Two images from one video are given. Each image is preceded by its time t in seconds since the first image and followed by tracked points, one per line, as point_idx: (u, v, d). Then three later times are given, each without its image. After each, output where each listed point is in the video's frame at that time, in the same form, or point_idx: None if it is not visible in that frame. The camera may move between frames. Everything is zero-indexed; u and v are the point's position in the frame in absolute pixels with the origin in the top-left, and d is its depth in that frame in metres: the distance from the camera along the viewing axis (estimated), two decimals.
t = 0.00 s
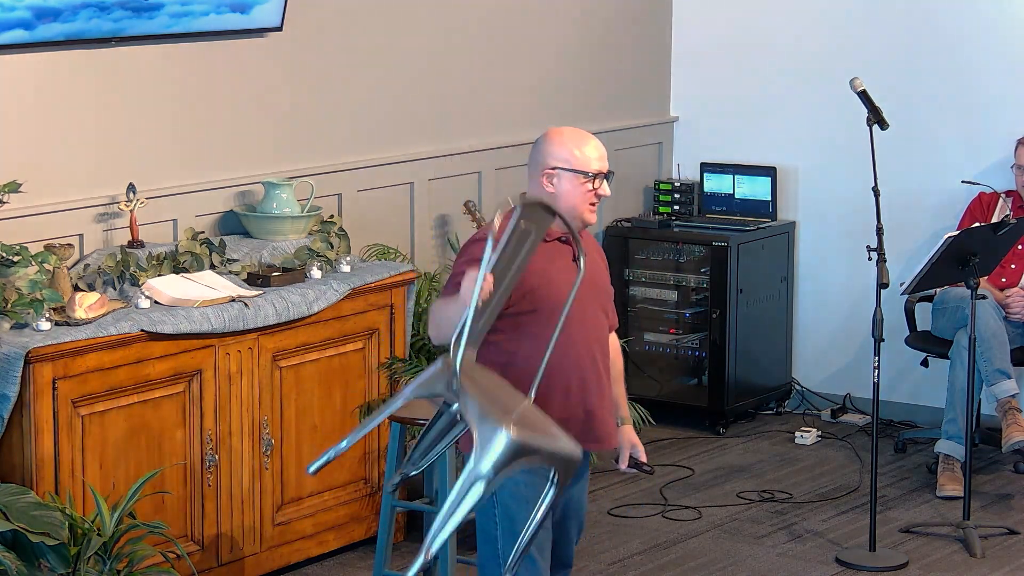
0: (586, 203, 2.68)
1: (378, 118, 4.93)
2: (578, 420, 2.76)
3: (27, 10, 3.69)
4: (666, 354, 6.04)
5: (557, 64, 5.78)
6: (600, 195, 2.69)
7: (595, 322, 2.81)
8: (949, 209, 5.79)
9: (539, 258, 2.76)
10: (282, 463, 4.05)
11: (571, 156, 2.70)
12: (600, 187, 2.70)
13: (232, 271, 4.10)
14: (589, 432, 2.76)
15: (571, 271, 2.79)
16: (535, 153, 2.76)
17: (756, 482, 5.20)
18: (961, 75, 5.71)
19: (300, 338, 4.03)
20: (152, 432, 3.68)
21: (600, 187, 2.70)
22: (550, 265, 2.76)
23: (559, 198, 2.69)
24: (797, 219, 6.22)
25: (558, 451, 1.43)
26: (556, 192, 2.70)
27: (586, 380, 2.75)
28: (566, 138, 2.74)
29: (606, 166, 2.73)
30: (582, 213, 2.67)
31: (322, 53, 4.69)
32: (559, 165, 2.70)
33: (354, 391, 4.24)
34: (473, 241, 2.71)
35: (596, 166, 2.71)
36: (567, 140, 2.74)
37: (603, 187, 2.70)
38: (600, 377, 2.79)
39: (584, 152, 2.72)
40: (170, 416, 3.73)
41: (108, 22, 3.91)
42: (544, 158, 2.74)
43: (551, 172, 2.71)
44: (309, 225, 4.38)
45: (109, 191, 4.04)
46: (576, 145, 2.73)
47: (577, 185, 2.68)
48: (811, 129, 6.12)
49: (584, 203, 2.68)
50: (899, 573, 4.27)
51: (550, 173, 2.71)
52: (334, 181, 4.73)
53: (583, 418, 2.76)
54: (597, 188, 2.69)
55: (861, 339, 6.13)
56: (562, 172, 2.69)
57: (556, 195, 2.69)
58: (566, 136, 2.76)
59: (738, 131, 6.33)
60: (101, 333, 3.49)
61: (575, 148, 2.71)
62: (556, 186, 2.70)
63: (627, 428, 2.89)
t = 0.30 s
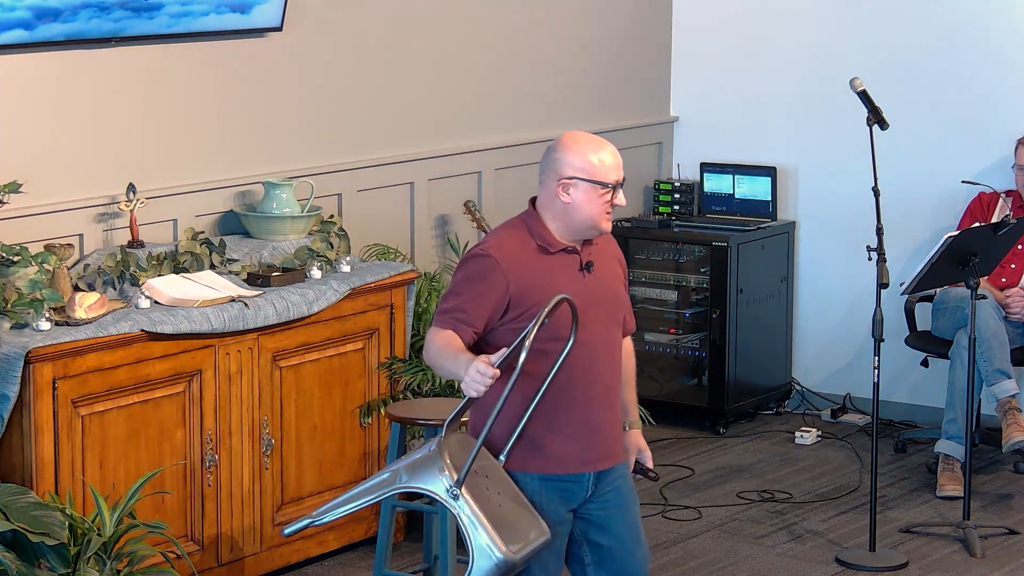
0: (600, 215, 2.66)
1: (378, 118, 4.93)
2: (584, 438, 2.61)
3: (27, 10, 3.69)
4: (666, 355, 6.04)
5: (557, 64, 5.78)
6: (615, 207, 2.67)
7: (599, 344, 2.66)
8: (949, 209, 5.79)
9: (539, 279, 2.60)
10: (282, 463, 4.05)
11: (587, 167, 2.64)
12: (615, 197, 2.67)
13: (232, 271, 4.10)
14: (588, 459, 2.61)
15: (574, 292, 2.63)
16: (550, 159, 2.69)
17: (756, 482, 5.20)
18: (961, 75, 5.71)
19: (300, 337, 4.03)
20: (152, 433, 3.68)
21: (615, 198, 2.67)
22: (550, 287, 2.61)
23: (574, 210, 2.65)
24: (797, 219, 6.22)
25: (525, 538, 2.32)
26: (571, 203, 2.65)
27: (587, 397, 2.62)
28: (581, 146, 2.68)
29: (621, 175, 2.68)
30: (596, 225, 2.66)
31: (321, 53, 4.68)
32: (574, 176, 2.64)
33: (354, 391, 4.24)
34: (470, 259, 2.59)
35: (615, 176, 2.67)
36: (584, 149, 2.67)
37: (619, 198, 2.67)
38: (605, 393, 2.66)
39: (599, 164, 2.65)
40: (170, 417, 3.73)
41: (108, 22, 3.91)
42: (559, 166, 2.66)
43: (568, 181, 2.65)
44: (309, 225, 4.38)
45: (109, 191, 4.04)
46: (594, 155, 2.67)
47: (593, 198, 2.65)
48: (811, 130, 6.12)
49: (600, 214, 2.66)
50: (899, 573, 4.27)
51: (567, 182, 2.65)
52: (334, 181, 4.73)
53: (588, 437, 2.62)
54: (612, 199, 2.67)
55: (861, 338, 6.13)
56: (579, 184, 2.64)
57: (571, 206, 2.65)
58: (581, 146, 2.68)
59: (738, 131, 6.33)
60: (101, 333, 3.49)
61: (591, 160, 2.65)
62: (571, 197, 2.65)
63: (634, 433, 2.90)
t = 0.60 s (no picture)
0: (643, 237, 2.55)
1: (377, 118, 4.93)
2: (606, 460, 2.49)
3: (27, 10, 3.69)
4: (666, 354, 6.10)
5: (557, 63, 5.77)
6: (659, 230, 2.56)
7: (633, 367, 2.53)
8: (949, 209, 5.79)
9: (573, 295, 2.48)
10: (282, 463, 4.05)
11: (633, 187, 2.54)
12: (660, 219, 2.57)
13: (232, 271, 4.10)
14: (613, 484, 2.50)
15: (608, 312, 2.50)
16: (594, 179, 2.57)
17: (756, 482, 5.20)
18: (961, 75, 5.71)
19: (300, 337, 4.03)
20: (152, 432, 3.68)
21: (660, 220, 2.56)
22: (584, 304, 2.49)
23: (616, 229, 2.54)
24: (797, 219, 6.22)
25: None
26: (613, 221, 2.54)
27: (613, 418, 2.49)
28: (627, 164, 2.58)
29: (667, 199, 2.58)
30: (638, 246, 2.55)
31: (321, 53, 4.68)
32: (619, 194, 2.54)
33: (354, 391, 4.24)
34: (504, 268, 2.49)
35: (661, 197, 2.56)
36: (630, 169, 2.57)
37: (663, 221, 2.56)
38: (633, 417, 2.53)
39: (645, 186, 2.54)
40: (170, 417, 3.73)
41: (108, 22, 3.92)
42: (604, 183, 2.56)
43: (612, 201, 2.54)
44: (309, 225, 4.38)
45: (109, 191, 4.04)
46: (643, 176, 2.56)
47: (636, 219, 2.54)
48: (811, 130, 6.12)
49: (644, 236, 2.55)
50: (899, 573, 4.27)
51: (610, 202, 2.54)
52: (333, 181, 4.73)
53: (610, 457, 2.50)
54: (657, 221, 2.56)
55: (862, 338, 6.13)
56: (623, 203, 2.53)
57: (614, 224, 2.54)
58: (629, 165, 2.58)
59: (738, 131, 6.34)
60: (101, 333, 3.49)
61: (637, 179, 2.55)
62: (614, 215, 2.54)
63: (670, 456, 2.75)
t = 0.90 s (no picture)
0: (716, 249, 2.46)
1: (378, 118, 4.93)
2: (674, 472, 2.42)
3: (27, 10, 3.69)
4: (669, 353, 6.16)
5: (557, 63, 5.77)
6: (733, 245, 2.46)
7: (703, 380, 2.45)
8: (949, 209, 5.80)
9: (644, 302, 2.42)
10: (282, 463, 4.05)
11: (716, 197, 2.45)
12: (736, 235, 2.46)
13: (232, 271, 4.09)
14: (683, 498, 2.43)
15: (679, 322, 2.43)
16: (681, 181, 2.51)
17: (756, 482, 5.20)
18: (960, 75, 5.71)
19: (300, 337, 4.03)
20: (152, 432, 3.68)
21: (735, 236, 2.45)
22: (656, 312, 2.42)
23: (690, 235, 2.46)
24: (797, 219, 6.22)
25: None
26: (689, 230, 2.46)
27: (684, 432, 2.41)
28: (717, 172, 2.49)
29: (751, 214, 2.47)
30: (710, 257, 2.46)
31: (321, 53, 4.68)
32: (699, 202, 2.45)
33: (354, 391, 4.24)
34: (577, 271, 2.45)
35: (741, 212, 2.45)
36: (716, 177, 2.48)
37: (740, 236, 2.46)
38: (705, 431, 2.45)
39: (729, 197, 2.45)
40: (170, 417, 3.73)
41: (108, 22, 3.92)
42: (688, 188, 2.48)
43: (687, 205, 2.47)
44: (309, 225, 4.38)
45: (109, 191, 4.04)
46: (725, 185, 2.46)
47: (711, 230, 2.45)
48: (810, 130, 6.12)
49: (714, 248, 2.45)
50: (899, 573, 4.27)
51: (686, 206, 2.47)
52: (334, 181, 4.73)
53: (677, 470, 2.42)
54: (732, 237, 2.45)
55: (862, 338, 6.13)
56: (701, 211, 2.45)
57: (689, 233, 2.46)
58: (718, 173, 2.49)
59: (738, 131, 6.34)
60: (101, 333, 3.49)
61: (720, 188, 2.46)
62: (691, 223, 2.46)
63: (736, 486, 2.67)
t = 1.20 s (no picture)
0: (778, 251, 2.48)
1: (378, 118, 4.93)
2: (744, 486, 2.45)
3: (27, 10, 3.69)
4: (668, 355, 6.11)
5: (557, 63, 5.77)
6: (795, 248, 2.48)
7: (771, 382, 2.50)
8: (949, 209, 5.80)
9: (711, 308, 2.44)
10: (282, 463, 4.05)
11: (779, 197, 2.48)
12: (798, 237, 2.48)
13: (232, 271, 4.09)
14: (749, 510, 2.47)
15: (744, 325, 2.46)
16: (745, 182, 2.55)
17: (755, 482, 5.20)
18: (960, 75, 5.71)
19: (300, 337, 4.03)
20: (152, 432, 3.68)
21: (797, 238, 2.48)
22: (722, 316, 2.45)
23: (751, 236, 2.49)
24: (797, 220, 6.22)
25: None
26: (750, 231, 2.50)
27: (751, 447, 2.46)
28: (783, 173, 2.52)
29: (816, 218, 2.50)
30: (769, 258, 2.48)
31: (321, 53, 4.68)
32: (761, 203, 2.49)
33: (354, 391, 4.24)
34: (638, 278, 2.44)
35: (803, 213, 2.47)
36: (780, 178, 2.51)
37: (802, 239, 2.48)
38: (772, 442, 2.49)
39: (793, 197, 2.48)
40: (170, 417, 3.73)
41: (108, 22, 3.92)
42: (751, 187, 2.52)
43: (748, 204, 2.51)
44: (309, 225, 4.38)
45: (109, 191, 4.04)
46: (789, 186, 2.49)
47: (774, 230, 2.48)
48: (810, 130, 6.12)
49: (774, 249, 2.48)
50: (899, 573, 4.27)
51: (747, 206, 2.51)
52: (334, 181, 4.73)
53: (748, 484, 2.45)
54: (793, 239, 2.48)
55: (862, 339, 6.13)
56: (762, 211, 2.48)
57: (751, 233, 2.50)
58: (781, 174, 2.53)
59: (738, 131, 6.33)
60: (101, 333, 3.49)
61: (784, 189, 2.49)
62: (754, 224, 2.50)
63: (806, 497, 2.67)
